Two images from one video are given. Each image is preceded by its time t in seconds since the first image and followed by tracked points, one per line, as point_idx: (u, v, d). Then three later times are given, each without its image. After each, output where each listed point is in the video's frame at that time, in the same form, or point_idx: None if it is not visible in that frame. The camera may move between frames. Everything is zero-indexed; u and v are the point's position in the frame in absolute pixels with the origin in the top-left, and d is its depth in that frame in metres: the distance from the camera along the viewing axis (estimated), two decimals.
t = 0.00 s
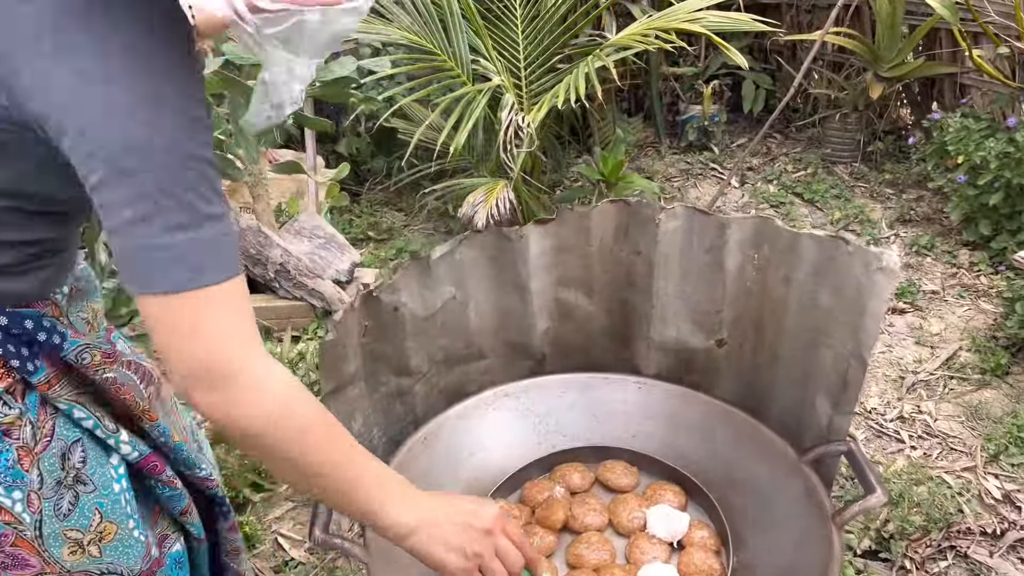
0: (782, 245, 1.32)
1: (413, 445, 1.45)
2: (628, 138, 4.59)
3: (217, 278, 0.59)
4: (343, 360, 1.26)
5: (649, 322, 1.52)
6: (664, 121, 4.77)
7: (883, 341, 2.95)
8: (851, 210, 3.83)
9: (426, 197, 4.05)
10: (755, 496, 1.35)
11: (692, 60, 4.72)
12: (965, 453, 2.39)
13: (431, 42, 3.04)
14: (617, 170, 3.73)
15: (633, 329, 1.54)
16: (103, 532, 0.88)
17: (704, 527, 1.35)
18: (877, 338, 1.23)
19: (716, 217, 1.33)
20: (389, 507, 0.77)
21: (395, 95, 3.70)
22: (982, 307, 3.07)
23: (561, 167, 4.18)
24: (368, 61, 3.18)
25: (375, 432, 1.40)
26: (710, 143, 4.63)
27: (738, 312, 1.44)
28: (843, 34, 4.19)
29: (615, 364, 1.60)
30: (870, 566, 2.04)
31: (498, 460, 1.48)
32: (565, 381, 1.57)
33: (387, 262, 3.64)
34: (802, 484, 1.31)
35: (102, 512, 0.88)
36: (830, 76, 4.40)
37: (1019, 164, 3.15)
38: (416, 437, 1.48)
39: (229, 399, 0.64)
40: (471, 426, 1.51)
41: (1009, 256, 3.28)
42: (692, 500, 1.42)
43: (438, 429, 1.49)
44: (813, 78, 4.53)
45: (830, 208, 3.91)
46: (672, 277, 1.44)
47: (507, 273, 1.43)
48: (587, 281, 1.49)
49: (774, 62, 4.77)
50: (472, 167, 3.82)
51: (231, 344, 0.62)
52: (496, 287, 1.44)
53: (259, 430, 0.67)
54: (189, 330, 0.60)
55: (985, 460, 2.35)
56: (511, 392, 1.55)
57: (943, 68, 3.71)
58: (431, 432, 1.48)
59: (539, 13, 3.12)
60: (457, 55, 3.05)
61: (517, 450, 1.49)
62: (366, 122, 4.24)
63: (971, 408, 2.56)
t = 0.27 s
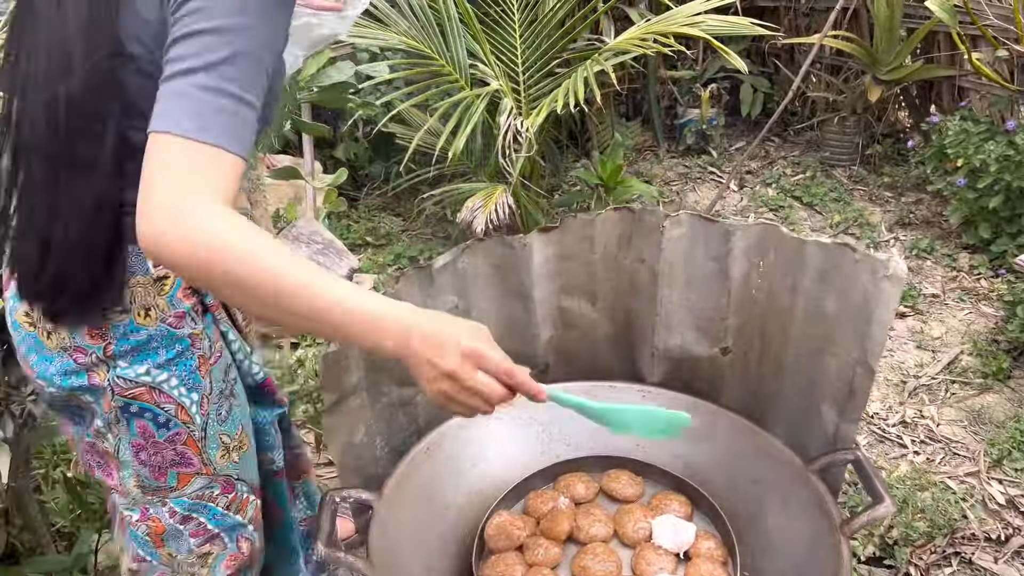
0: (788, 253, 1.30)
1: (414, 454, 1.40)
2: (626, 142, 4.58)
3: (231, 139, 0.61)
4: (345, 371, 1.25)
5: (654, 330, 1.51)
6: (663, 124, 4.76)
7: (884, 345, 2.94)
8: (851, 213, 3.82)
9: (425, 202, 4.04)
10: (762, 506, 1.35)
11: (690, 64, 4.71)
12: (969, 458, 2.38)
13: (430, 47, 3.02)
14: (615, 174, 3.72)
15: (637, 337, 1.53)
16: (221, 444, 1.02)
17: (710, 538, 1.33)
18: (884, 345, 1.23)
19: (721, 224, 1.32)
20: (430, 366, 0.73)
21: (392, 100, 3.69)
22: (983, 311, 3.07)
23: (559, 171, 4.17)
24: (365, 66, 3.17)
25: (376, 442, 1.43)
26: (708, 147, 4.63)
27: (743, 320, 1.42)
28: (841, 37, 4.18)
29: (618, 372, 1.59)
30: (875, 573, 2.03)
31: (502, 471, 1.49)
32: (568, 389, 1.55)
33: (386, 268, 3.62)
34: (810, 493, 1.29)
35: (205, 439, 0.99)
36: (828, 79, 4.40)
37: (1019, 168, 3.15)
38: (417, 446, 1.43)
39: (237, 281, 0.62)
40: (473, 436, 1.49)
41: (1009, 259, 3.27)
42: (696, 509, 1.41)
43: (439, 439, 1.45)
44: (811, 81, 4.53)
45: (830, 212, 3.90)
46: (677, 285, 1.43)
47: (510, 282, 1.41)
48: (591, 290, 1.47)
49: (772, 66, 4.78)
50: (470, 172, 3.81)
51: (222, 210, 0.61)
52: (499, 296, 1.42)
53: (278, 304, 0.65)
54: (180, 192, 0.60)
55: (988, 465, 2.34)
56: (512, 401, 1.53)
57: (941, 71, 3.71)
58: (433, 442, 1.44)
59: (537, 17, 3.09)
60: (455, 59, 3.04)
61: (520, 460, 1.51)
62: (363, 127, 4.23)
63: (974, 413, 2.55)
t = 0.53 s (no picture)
0: (788, 255, 1.32)
1: (419, 456, 1.39)
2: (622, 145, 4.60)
3: (277, 20, 0.93)
4: (348, 374, 1.26)
5: (654, 332, 1.51)
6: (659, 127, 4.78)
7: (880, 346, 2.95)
8: (846, 216, 3.84)
9: (422, 205, 4.05)
10: (762, 507, 1.36)
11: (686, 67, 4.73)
12: (965, 459, 2.39)
13: (427, 50, 3.04)
14: (612, 177, 3.72)
15: (638, 339, 1.54)
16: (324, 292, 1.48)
17: (711, 539, 1.34)
18: (884, 347, 1.24)
19: (721, 227, 1.33)
20: (436, 130, 1.10)
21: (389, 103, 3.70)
22: (978, 312, 3.09)
23: (556, 174, 4.18)
24: (363, 69, 3.17)
25: (378, 444, 1.42)
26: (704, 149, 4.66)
27: (743, 322, 1.43)
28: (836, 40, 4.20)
29: (618, 374, 1.60)
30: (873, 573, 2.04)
31: (504, 473, 1.49)
32: (570, 391, 1.55)
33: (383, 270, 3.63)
34: (810, 493, 1.30)
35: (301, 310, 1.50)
36: (823, 82, 4.42)
37: (1013, 170, 3.17)
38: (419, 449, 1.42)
39: (286, 110, 0.95)
40: (476, 437, 1.48)
41: (1004, 261, 3.29)
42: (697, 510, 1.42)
43: (441, 443, 1.43)
44: (807, 84, 4.56)
45: (825, 214, 3.92)
46: (678, 288, 1.43)
47: (513, 285, 1.41)
48: (591, 292, 1.48)
49: (766, 68, 4.83)
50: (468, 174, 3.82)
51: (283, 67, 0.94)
52: (501, 298, 1.43)
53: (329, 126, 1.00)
54: (234, 62, 0.91)
55: (984, 465, 2.35)
56: (516, 403, 1.52)
57: (935, 74, 3.74)
58: (437, 444, 1.43)
59: (533, 20, 3.08)
60: (451, 62, 3.04)
61: (522, 462, 1.51)
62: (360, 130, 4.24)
63: (969, 414, 2.57)
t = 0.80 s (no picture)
0: (776, 253, 1.34)
1: (411, 453, 1.41)
2: (612, 142, 4.62)
3: (409, 15, 0.98)
4: (341, 371, 1.27)
5: (644, 329, 1.53)
6: (648, 124, 4.81)
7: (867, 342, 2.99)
8: (834, 213, 3.88)
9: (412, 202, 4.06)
10: (751, 500, 1.38)
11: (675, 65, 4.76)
12: (950, 453, 2.42)
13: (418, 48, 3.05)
14: (602, 174, 3.75)
15: (628, 336, 1.55)
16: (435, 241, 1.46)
17: (701, 532, 1.36)
18: (870, 344, 1.28)
19: (710, 225, 1.35)
20: (560, 60, 1.12)
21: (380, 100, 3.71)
22: (963, 308, 3.12)
23: (546, 171, 4.20)
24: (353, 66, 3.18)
25: (371, 441, 1.44)
26: (693, 147, 4.70)
27: (732, 319, 1.45)
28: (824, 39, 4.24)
29: (608, 370, 1.62)
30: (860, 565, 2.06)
31: (496, 468, 1.51)
32: (560, 387, 1.57)
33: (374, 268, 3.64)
34: (796, 487, 1.32)
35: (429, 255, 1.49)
36: (811, 80, 4.45)
37: (998, 168, 3.22)
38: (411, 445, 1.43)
39: (437, 92, 1.03)
40: (468, 434, 1.50)
41: (989, 258, 3.33)
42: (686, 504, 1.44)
43: (433, 438, 1.45)
44: (795, 82, 4.59)
45: (813, 211, 3.96)
46: (667, 285, 1.45)
47: (504, 283, 1.43)
48: (582, 290, 1.50)
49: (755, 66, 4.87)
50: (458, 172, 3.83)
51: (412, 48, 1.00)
52: (492, 296, 1.45)
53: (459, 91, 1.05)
54: (373, 49, 0.98)
55: (968, 460, 2.39)
56: (507, 399, 1.54)
57: (921, 72, 3.77)
58: (429, 440, 1.45)
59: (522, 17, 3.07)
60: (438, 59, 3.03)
61: (514, 457, 1.53)
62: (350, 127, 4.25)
63: (954, 408, 2.60)
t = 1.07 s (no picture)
0: (752, 242, 1.35)
1: (391, 442, 1.42)
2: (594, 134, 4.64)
3: None
4: (319, 359, 1.28)
5: (623, 319, 1.54)
6: (631, 116, 4.83)
7: (845, 332, 3.02)
8: (814, 204, 3.91)
9: (394, 194, 4.05)
10: (727, 486, 1.40)
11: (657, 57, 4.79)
12: (926, 440, 2.46)
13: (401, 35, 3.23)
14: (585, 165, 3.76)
15: (607, 325, 1.57)
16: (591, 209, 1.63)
17: (678, 517, 1.38)
18: (844, 331, 1.30)
19: (687, 215, 1.36)
20: (702, 52, 1.35)
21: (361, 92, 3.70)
22: (940, 298, 3.16)
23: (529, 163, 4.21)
24: (334, 58, 3.17)
25: (350, 430, 1.44)
26: (675, 139, 4.73)
27: (709, 307, 1.47)
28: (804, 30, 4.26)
29: (588, 359, 1.63)
30: (836, 551, 2.09)
31: (477, 456, 1.52)
32: (540, 375, 1.58)
33: (356, 260, 3.64)
34: (772, 472, 1.34)
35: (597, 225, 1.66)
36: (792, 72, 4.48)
37: (975, 159, 3.26)
38: (391, 434, 1.44)
39: (605, 66, 1.24)
40: (448, 423, 1.51)
41: (966, 249, 3.36)
42: (664, 490, 1.46)
43: (414, 428, 1.46)
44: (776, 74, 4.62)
45: (793, 202, 3.99)
46: (645, 275, 1.46)
47: (483, 273, 1.44)
48: (561, 280, 1.51)
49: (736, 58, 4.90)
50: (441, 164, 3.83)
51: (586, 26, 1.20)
52: (472, 286, 1.45)
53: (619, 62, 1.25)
54: (559, 26, 1.18)
55: (945, 446, 2.42)
56: (487, 388, 1.55)
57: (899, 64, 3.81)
58: (409, 430, 1.45)
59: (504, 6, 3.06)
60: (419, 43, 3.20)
61: (495, 446, 1.54)
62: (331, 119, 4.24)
63: (930, 396, 2.64)
